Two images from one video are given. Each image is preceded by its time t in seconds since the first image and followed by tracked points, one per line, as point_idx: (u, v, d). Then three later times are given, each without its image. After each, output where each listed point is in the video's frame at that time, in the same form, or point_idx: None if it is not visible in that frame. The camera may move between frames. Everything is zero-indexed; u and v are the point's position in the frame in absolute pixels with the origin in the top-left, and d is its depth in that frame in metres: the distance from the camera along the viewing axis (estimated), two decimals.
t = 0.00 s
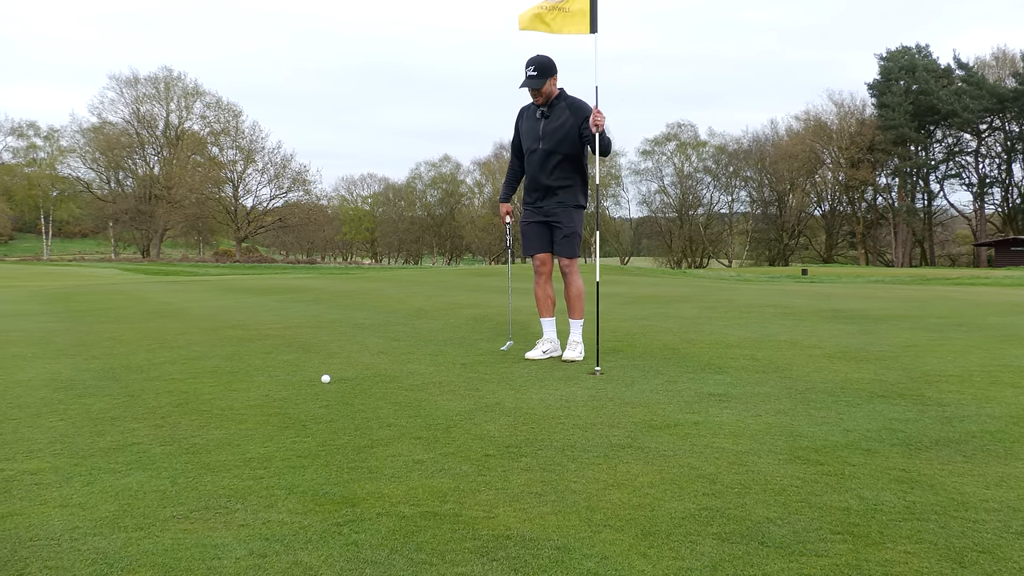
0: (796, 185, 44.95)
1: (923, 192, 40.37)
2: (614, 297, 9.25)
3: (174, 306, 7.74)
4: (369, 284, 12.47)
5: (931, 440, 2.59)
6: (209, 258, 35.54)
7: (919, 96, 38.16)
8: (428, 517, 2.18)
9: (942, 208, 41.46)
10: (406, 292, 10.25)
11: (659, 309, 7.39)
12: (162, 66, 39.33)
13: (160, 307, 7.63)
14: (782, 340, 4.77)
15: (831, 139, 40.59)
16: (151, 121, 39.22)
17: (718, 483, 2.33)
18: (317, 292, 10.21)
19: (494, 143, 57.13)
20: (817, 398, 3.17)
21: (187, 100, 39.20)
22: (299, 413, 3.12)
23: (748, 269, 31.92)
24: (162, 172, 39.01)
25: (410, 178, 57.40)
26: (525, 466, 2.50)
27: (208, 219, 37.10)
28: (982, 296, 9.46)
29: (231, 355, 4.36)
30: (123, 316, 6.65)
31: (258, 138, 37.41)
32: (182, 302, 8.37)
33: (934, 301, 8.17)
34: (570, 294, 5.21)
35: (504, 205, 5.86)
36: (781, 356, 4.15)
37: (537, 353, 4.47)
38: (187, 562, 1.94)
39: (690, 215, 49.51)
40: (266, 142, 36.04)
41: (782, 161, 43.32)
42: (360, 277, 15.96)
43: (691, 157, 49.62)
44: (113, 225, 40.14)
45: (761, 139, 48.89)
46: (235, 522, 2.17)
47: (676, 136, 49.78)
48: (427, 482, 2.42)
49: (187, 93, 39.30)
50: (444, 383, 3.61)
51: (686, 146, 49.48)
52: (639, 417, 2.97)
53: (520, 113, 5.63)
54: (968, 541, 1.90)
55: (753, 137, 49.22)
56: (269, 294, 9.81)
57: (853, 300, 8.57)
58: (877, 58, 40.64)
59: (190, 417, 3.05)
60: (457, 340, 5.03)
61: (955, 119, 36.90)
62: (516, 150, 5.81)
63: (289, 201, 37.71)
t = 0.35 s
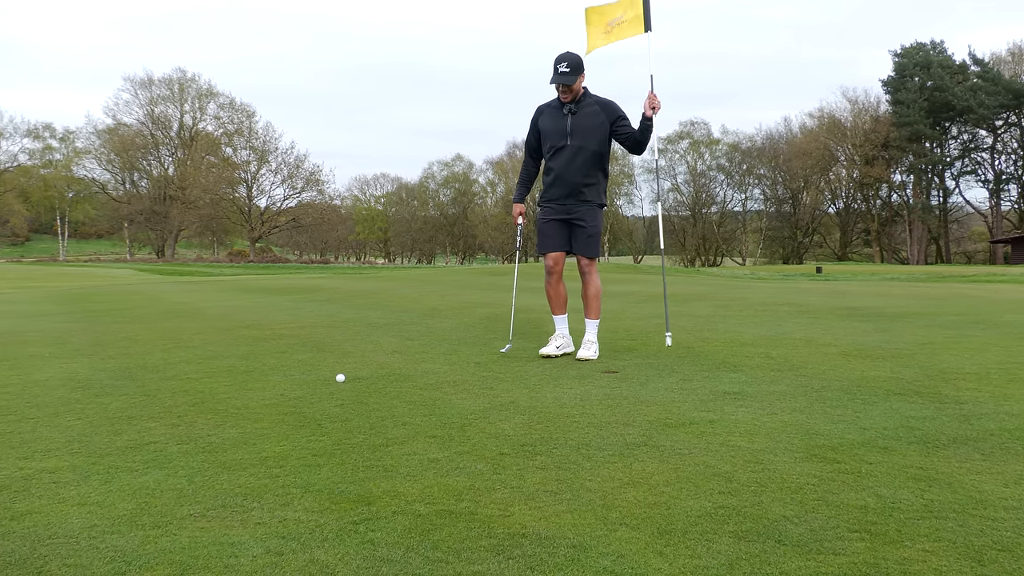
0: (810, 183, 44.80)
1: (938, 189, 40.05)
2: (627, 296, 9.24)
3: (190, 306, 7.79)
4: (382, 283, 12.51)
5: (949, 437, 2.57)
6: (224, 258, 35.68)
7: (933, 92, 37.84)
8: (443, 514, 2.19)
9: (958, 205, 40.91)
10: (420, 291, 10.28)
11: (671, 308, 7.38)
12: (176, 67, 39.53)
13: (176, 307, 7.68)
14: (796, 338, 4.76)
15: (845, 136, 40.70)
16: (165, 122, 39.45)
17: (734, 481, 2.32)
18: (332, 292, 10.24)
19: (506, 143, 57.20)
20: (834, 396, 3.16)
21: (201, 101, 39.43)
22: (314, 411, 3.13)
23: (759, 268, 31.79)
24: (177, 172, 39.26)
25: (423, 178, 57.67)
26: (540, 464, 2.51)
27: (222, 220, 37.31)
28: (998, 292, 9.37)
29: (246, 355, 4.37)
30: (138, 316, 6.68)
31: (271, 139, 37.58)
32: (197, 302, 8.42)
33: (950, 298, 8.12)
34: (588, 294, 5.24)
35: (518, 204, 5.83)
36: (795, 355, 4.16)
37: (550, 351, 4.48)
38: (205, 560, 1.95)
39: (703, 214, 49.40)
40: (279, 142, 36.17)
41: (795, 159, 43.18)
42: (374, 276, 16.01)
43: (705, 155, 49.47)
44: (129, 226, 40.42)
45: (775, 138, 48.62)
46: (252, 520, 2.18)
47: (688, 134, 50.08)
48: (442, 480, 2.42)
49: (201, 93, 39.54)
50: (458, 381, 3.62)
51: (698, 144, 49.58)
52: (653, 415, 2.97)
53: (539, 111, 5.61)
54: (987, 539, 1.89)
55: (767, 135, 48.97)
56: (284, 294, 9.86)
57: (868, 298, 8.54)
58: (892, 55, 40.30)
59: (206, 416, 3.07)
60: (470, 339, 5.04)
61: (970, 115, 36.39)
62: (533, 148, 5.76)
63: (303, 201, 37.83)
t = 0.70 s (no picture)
0: (821, 187, 44.54)
1: (951, 192, 39.80)
2: (638, 301, 9.23)
3: (204, 312, 7.84)
4: (393, 288, 12.53)
5: (965, 442, 2.56)
6: (235, 264, 35.70)
7: (945, 95, 37.50)
8: (457, 520, 2.19)
9: (972, 208, 40.36)
10: (431, 296, 10.30)
11: (682, 312, 7.37)
12: (188, 74, 39.76)
13: (189, 313, 7.72)
14: (810, 343, 4.74)
15: (857, 139, 40.63)
16: (178, 129, 39.68)
17: (748, 486, 2.32)
18: (344, 297, 10.28)
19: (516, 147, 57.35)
20: (848, 400, 3.15)
21: (213, 107, 39.72)
22: (326, 418, 3.14)
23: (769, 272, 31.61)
24: (189, 179, 39.43)
25: (434, 183, 57.79)
26: (553, 470, 2.51)
27: (234, 226, 37.36)
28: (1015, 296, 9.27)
29: (259, 360, 4.39)
30: (152, 322, 6.72)
31: (283, 145, 37.67)
32: (210, 308, 8.46)
33: (965, 302, 8.04)
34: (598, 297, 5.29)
35: (518, 210, 5.80)
36: (808, 359, 4.14)
37: (561, 355, 4.49)
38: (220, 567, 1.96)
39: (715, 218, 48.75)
40: (290, 148, 36.26)
41: (806, 162, 43.15)
42: (386, 281, 16.04)
43: (716, 159, 49.02)
44: (141, 232, 40.66)
45: (786, 141, 48.38)
46: (266, 526, 2.19)
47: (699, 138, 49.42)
48: (455, 486, 2.42)
49: (213, 100, 39.78)
50: (470, 387, 3.62)
51: (709, 148, 48.98)
52: (666, 420, 2.97)
53: (543, 116, 5.51)
54: (1004, 544, 1.88)
55: (777, 138, 48.76)
56: (295, 300, 9.89)
57: (882, 301, 8.48)
58: (903, 57, 39.91)
59: (220, 422, 3.09)
60: (482, 344, 5.04)
61: (983, 118, 35.81)
62: (533, 154, 5.64)
63: (314, 207, 37.83)
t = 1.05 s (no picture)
0: (834, 192, 44.31)
1: (965, 198, 39.37)
2: (650, 307, 9.20)
3: (216, 318, 7.87)
4: (405, 294, 12.56)
5: (981, 450, 2.55)
6: (247, 270, 35.74)
7: (959, 100, 37.11)
8: (471, 527, 2.19)
9: (987, 212, 39.89)
10: (444, 302, 10.32)
11: (694, 318, 7.35)
12: (202, 81, 40.01)
13: (202, 320, 7.75)
14: (824, 349, 4.72)
15: (870, 144, 40.33)
16: (191, 136, 39.88)
17: (763, 493, 2.31)
18: (355, 304, 10.29)
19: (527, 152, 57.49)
20: (862, 407, 3.14)
21: (227, 114, 39.95)
22: (340, 424, 3.14)
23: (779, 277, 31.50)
24: (203, 186, 39.57)
25: (446, 189, 57.90)
26: (566, 476, 2.51)
27: (247, 232, 37.46)
28: None
29: (273, 366, 4.41)
30: (165, 328, 6.76)
31: (295, 152, 37.74)
32: (223, 314, 8.50)
33: (980, 308, 7.97)
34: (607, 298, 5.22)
35: (521, 218, 5.82)
36: (822, 365, 4.12)
37: (574, 362, 4.48)
38: (236, 572, 1.96)
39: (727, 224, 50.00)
40: (303, 155, 36.40)
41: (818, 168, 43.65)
42: (399, 288, 16.07)
43: (727, 164, 49.31)
44: (155, 239, 40.84)
45: (798, 146, 48.07)
46: (280, 532, 2.19)
47: (710, 143, 49.69)
48: (469, 492, 2.42)
49: (226, 107, 40.02)
50: (483, 393, 3.62)
51: (721, 153, 49.37)
52: (680, 427, 2.96)
53: (542, 125, 5.51)
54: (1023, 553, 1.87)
55: (790, 143, 48.49)
56: (307, 306, 9.91)
57: (896, 307, 8.42)
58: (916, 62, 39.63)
59: (233, 427, 3.10)
60: (494, 350, 5.04)
61: (998, 122, 35.44)
62: (533, 162, 5.63)
63: (327, 213, 37.81)
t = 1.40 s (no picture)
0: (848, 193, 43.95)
1: (980, 198, 39.20)
2: (663, 308, 9.19)
3: (231, 321, 7.91)
4: (417, 297, 12.60)
5: (997, 450, 2.53)
6: (262, 273, 35.84)
7: (974, 99, 36.98)
8: (485, 527, 2.18)
9: (1002, 212, 39.45)
10: (457, 304, 10.36)
11: (707, 319, 7.33)
12: (216, 85, 40.21)
13: (216, 322, 7.79)
14: (838, 349, 4.71)
15: (884, 144, 40.17)
16: (205, 140, 40.01)
17: (777, 494, 2.30)
18: (369, 306, 10.33)
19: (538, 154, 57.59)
20: (877, 407, 3.13)
21: (240, 117, 40.05)
22: (354, 425, 3.16)
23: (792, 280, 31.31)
24: (217, 189, 39.67)
25: (458, 192, 58.04)
26: (580, 477, 2.51)
27: (261, 235, 37.70)
28: None
29: (287, 368, 4.44)
30: (181, 331, 6.80)
31: (309, 155, 37.99)
32: (238, 317, 8.53)
33: (997, 309, 7.90)
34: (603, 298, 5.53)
35: (531, 220, 5.82)
36: (836, 366, 4.11)
37: (586, 362, 4.50)
38: (251, 571, 1.96)
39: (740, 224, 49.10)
40: (316, 158, 36.61)
41: (832, 168, 42.67)
42: (413, 290, 16.11)
43: (740, 165, 48.64)
44: (170, 242, 40.95)
45: (812, 147, 47.70)
46: (294, 533, 2.19)
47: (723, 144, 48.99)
48: (483, 492, 2.42)
49: (240, 110, 40.20)
50: (496, 394, 3.63)
51: (734, 154, 48.57)
52: (692, 427, 2.96)
53: (552, 128, 5.53)
54: None
55: (803, 144, 48.06)
56: (321, 308, 9.95)
57: (912, 308, 8.37)
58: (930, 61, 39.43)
59: (249, 428, 3.13)
60: (506, 352, 5.06)
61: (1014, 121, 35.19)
62: (542, 165, 5.63)
63: (340, 215, 38.10)
